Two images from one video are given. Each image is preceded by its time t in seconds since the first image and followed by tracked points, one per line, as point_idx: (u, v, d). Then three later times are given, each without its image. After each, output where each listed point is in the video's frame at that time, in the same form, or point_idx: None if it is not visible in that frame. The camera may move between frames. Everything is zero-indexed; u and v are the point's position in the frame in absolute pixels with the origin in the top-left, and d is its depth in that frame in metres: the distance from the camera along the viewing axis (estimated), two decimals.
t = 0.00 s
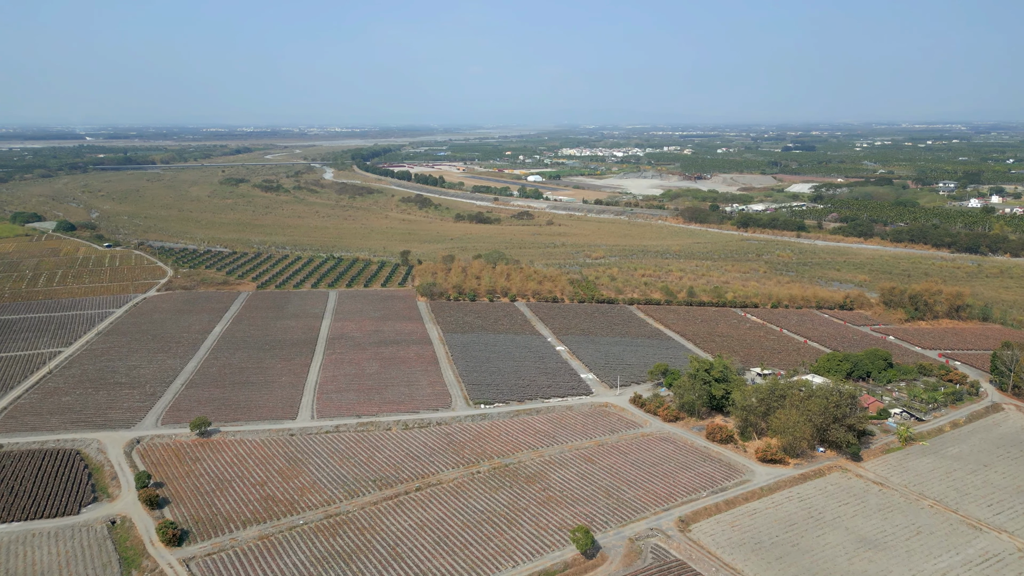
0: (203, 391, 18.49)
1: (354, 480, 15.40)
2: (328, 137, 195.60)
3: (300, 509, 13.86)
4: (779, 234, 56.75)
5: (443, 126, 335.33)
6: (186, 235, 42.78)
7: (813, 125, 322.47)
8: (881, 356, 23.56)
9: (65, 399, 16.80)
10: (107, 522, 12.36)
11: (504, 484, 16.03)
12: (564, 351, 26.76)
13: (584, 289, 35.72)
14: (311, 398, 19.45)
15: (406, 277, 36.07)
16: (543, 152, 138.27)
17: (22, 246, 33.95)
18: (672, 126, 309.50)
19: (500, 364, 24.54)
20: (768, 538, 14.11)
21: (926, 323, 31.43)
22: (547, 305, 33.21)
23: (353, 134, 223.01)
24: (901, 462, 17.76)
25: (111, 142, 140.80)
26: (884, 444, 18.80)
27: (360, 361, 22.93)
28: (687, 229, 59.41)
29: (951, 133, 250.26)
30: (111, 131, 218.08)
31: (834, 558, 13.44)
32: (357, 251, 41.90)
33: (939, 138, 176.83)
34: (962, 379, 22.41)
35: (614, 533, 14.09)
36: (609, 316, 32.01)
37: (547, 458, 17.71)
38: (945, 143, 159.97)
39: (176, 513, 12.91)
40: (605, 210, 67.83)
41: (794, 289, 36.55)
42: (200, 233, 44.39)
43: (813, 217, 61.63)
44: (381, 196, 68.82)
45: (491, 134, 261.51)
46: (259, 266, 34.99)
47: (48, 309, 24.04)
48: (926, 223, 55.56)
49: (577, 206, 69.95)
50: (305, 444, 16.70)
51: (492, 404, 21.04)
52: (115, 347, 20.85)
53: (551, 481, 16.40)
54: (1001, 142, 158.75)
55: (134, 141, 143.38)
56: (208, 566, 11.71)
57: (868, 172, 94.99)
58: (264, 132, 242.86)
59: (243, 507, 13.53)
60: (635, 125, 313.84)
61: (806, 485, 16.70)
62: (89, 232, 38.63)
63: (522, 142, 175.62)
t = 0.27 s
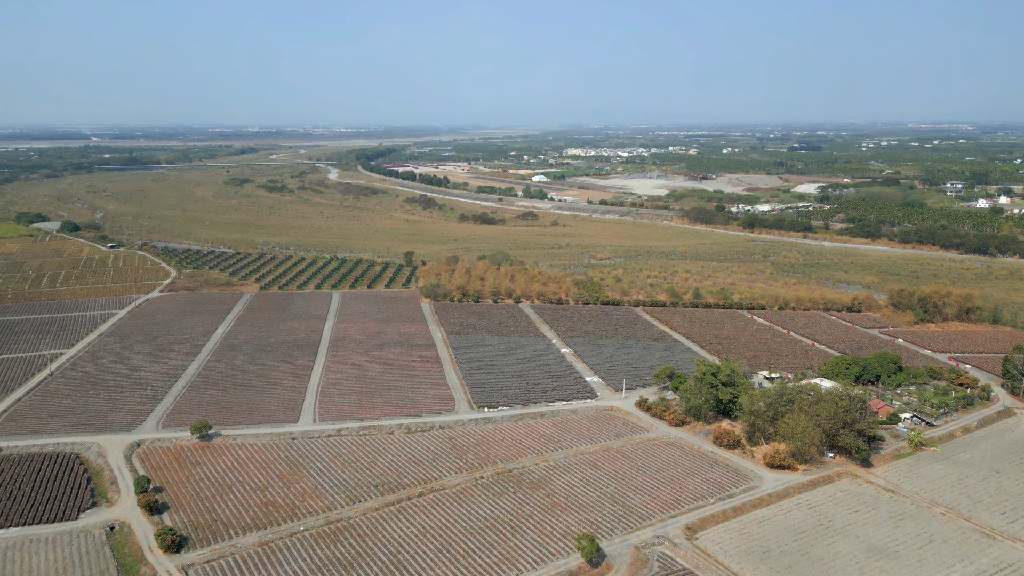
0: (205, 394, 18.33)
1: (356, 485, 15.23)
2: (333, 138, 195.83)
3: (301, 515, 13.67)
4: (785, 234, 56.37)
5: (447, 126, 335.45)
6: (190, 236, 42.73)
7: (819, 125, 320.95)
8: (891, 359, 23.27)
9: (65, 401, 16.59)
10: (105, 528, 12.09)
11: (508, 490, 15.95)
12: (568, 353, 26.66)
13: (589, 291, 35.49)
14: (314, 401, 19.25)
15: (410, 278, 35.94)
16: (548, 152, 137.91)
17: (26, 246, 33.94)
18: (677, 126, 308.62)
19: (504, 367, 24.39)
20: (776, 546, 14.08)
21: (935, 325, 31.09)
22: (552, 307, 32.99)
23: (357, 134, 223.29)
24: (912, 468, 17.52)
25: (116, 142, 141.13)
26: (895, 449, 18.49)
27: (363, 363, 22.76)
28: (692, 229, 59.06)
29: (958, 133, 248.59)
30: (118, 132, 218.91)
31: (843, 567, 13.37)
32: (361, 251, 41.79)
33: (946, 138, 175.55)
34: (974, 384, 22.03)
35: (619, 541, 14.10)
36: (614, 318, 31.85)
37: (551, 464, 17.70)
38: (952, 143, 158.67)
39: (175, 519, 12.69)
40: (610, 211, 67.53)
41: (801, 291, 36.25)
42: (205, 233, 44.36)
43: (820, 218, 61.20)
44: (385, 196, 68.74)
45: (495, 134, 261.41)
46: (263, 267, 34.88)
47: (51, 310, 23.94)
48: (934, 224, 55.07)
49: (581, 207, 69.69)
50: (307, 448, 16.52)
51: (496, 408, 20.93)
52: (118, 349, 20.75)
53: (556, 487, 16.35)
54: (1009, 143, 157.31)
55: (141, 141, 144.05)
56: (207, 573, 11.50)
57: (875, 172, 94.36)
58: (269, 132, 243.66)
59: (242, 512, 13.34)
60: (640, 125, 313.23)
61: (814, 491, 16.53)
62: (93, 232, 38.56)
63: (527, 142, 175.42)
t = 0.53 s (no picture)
0: (211, 396, 18.25)
1: (362, 489, 15.06)
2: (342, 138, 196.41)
3: (306, 520, 13.51)
4: (796, 235, 55.80)
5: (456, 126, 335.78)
6: (199, 236, 42.83)
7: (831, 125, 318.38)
8: (905, 364, 22.89)
9: (71, 403, 16.51)
10: (108, 533, 11.93)
11: (515, 495, 15.75)
12: (577, 357, 26.56)
13: (598, 292, 35.25)
14: (320, 404, 19.10)
15: (418, 279, 35.82)
16: (557, 152, 137.63)
17: (36, 246, 34.10)
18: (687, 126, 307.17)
19: (512, 370, 24.23)
20: (790, 556, 13.90)
21: (950, 328, 30.60)
22: (560, 308, 32.77)
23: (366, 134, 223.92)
24: (928, 475, 17.18)
25: (127, 142, 141.82)
26: (911, 456, 18.14)
27: (371, 365, 22.64)
28: (703, 230, 58.61)
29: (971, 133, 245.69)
30: (130, 132, 220.65)
31: None
32: (369, 252, 41.72)
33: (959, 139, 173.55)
34: (990, 390, 21.75)
35: (629, 549, 13.96)
36: (623, 321, 31.60)
37: (560, 469, 17.52)
38: (966, 143, 156.70)
39: (178, 524, 12.55)
40: (619, 211, 67.19)
41: (813, 293, 35.82)
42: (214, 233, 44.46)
43: (831, 218, 60.57)
44: (394, 196, 68.73)
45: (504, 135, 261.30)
46: (271, 267, 34.89)
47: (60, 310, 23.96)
48: (948, 225, 54.32)
49: (590, 207, 69.35)
50: (312, 451, 16.38)
51: (504, 411, 20.77)
52: (126, 349, 20.72)
53: (564, 494, 16.15)
54: None
55: (152, 142, 145.20)
56: None
57: (887, 172, 93.34)
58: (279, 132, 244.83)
59: (247, 517, 13.19)
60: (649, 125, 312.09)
61: (828, 499, 16.25)
62: (103, 232, 38.72)
63: (536, 142, 175.21)
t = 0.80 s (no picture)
0: (222, 397, 18.19)
1: (371, 494, 14.89)
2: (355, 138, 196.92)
3: (315, 525, 13.35)
4: (812, 236, 55.03)
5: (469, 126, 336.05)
6: (212, 236, 42.96)
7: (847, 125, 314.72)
8: (925, 368, 22.40)
9: (83, 403, 16.47)
10: (117, 536, 11.83)
11: (526, 501, 15.51)
12: (589, 359, 26.31)
13: (611, 294, 34.91)
14: (330, 406, 18.97)
15: (429, 280, 35.69)
16: (570, 152, 137.12)
17: (51, 245, 34.33)
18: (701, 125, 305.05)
19: (524, 372, 23.99)
20: (809, 566, 13.58)
21: (971, 332, 29.95)
22: (573, 310, 32.48)
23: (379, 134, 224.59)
24: (950, 484, 16.77)
25: (143, 144, 142.38)
26: (931, 464, 17.74)
27: (381, 367, 22.51)
28: (717, 231, 57.99)
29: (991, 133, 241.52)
30: (146, 132, 222.90)
31: None
32: (381, 252, 41.65)
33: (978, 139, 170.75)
34: (1012, 396, 21.39)
35: (643, 558, 13.72)
36: (636, 323, 31.26)
37: (572, 474, 17.26)
38: (985, 143, 154.01)
39: (186, 528, 12.43)
40: (632, 211, 66.71)
41: (829, 295, 35.24)
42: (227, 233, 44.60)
43: (848, 219, 59.68)
44: (406, 196, 68.71)
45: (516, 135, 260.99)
46: (283, 267, 34.90)
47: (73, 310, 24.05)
48: (967, 226, 53.31)
49: (603, 207, 68.92)
50: (322, 454, 16.24)
51: (515, 414, 20.54)
52: (138, 350, 20.73)
53: (576, 500, 15.88)
54: None
55: (168, 142, 146.62)
56: None
57: (905, 173, 91.91)
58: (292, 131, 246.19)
59: (255, 521, 13.05)
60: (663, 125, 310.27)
61: (848, 507, 15.87)
62: (118, 232, 38.95)
63: (548, 142, 174.84)
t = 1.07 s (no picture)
0: (235, 398, 18.14)
1: (382, 498, 14.71)
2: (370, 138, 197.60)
3: (325, 529, 13.19)
4: (831, 237, 54.14)
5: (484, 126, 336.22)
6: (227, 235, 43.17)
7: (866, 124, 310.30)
8: (948, 374, 21.89)
9: (96, 404, 16.48)
10: (126, 538, 11.73)
11: (540, 507, 15.25)
12: (604, 362, 25.98)
13: (626, 296, 34.53)
14: (342, 408, 18.84)
15: (443, 280, 35.55)
16: (584, 152, 136.48)
17: (69, 245, 34.58)
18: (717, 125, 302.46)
19: (537, 375, 23.73)
20: None
21: (996, 336, 29.24)
22: (587, 312, 32.14)
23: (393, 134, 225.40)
24: (975, 493, 16.32)
25: (162, 145, 144.22)
26: (955, 472, 17.31)
27: (394, 368, 22.37)
28: (734, 232, 57.25)
29: (1014, 133, 236.63)
30: (166, 132, 225.58)
31: None
32: (395, 253, 41.60)
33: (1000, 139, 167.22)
34: None
35: (658, 567, 13.45)
36: (652, 325, 30.89)
37: (586, 480, 16.97)
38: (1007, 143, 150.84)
39: (197, 531, 12.33)
40: (647, 212, 66.13)
41: (849, 298, 34.59)
42: (242, 233, 44.81)
43: (867, 220, 58.65)
44: (421, 196, 68.69)
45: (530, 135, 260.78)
46: (297, 267, 34.92)
47: (89, 309, 24.16)
48: (991, 227, 52.15)
49: (618, 207, 68.46)
50: (333, 457, 16.10)
51: (529, 418, 20.29)
52: (153, 349, 20.78)
53: (590, 507, 15.59)
54: None
55: (186, 142, 148.32)
56: None
57: (925, 173, 90.24)
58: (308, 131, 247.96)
59: (266, 525, 12.92)
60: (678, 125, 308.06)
61: (869, 517, 15.48)
62: (134, 231, 39.23)
63: (562, 142, 174.45)
